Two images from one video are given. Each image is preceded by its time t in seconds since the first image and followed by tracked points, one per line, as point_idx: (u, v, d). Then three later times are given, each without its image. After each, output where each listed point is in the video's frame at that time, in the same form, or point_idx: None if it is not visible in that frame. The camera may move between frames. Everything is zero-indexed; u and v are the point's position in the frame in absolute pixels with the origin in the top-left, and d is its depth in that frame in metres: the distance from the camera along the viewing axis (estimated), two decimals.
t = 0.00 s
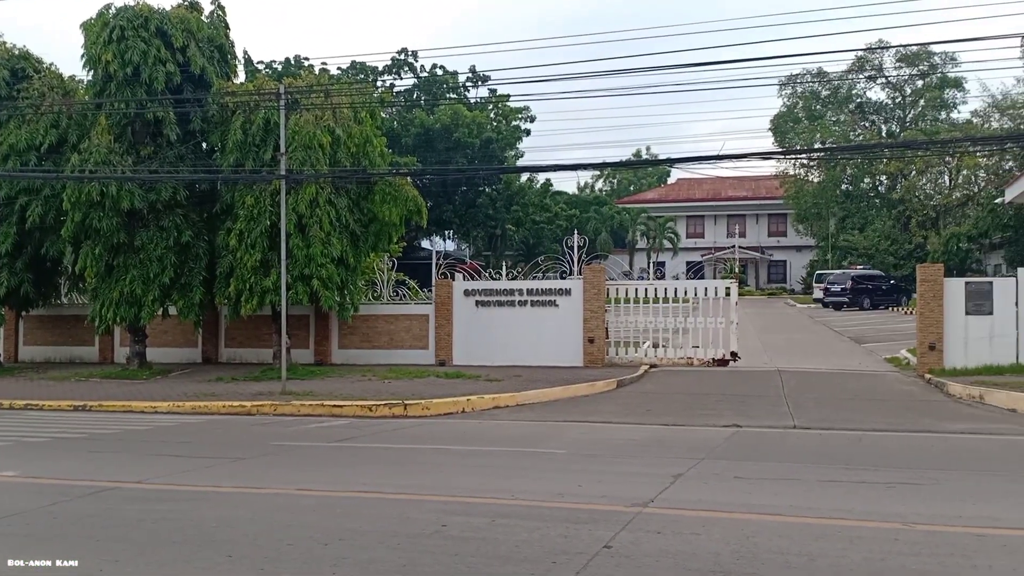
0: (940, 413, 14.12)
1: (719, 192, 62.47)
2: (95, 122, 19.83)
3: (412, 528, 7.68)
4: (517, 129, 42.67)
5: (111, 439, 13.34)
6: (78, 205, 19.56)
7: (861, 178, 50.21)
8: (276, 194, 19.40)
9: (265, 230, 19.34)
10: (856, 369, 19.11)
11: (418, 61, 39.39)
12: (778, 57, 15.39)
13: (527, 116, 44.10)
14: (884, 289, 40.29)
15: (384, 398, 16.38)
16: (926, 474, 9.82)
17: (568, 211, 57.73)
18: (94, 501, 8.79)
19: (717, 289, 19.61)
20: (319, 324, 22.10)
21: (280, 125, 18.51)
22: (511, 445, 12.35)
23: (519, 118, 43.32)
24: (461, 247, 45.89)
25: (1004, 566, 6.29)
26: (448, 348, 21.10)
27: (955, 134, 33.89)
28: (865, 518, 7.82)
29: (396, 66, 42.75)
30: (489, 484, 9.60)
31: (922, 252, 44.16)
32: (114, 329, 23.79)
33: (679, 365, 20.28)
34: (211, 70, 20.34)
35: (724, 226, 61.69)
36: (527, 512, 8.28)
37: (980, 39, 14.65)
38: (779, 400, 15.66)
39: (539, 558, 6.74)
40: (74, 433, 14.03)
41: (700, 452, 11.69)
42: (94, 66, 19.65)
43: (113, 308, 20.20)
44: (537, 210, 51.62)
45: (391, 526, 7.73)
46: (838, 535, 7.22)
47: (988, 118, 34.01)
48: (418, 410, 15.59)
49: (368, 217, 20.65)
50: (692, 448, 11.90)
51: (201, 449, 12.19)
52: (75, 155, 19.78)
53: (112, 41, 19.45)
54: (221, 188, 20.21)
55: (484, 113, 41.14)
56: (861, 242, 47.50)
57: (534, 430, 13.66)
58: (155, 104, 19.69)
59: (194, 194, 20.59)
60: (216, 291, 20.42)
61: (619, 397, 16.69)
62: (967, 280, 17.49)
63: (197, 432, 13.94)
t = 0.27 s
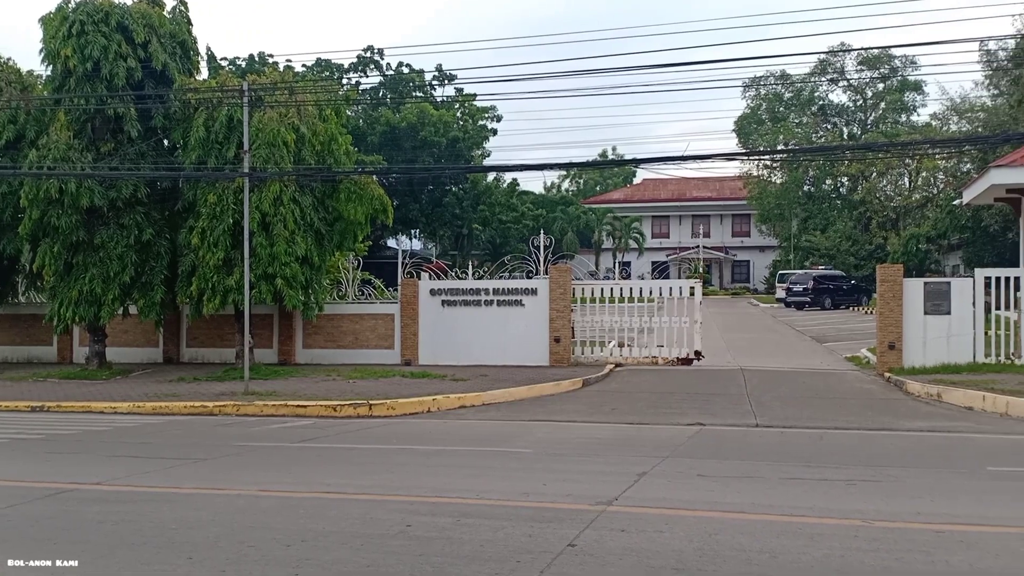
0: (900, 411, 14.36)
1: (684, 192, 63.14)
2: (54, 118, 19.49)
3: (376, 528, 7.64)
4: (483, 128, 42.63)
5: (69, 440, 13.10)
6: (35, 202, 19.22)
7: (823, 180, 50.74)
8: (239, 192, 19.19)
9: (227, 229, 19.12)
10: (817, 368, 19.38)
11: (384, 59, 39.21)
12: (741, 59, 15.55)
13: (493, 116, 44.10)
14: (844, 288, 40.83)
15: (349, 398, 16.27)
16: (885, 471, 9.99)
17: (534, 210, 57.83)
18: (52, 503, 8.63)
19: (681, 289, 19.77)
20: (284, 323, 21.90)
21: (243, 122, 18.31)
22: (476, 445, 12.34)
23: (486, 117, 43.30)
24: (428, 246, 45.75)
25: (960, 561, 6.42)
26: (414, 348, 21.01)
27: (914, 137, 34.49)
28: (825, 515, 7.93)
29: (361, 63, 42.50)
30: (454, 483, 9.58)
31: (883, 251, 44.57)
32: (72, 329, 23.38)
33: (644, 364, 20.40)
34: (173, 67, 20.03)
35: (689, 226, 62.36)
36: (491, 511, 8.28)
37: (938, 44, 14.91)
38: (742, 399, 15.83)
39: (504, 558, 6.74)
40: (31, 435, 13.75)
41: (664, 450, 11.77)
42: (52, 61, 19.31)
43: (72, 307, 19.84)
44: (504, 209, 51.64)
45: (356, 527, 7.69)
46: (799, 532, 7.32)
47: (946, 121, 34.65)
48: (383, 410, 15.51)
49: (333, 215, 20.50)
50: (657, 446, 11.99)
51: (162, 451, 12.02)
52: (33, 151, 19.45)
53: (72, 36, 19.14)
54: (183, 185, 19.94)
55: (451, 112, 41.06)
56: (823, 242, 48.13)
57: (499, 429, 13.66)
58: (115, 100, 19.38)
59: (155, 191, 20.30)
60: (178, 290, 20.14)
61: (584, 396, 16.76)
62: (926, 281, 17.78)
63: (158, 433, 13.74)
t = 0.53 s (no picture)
0: (858, 409, 14.59)
1: (649, 192, 63.53)
2: (9, 114, 19.13)
3: (338, 529, 7.59)
4: (448, 127, 42.55)
5: (24, 442, 12.82)
6: None
7: (784, 181, 51.25)
8: (199, 190, 18.94)
9: (188, 227, 18.86)
10: (779, 367, 19.62)
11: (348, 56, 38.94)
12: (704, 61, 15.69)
13: (459, 115, 44.03)
14: (805, 288, 41.38)
15: (312, 398, 16.13)
16: (843, 469, 10.14)
17: (499, 210, 57.84)
18: (6, 507, 8.44)
19: (645, 289, 19.89)
20: (245, 322, 21.66)
21: (204, 118, 18.07)
22: (440, 444, 12.31)
23: (451, 116, 43.20)
24: (393, 245, 45.56)
25: (916, 556, 6.53)
26: (377, 348, 20.90)
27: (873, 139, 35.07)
28: (785, 512, 8.02)
29: (325, 61, 42.16)
30: (417, 483, 9.53)
31: (842, 252, 45.03)
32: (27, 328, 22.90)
33: (609, 363, 20.50)
34: (132, 62, 19.70)
35: (653, 226, 62.79)
36: (454, 511, 8.26)
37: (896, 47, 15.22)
38: (705, 397, 15.97)
39: (467, 558, 6.72)
40: None
41: (627, 449, 11.85)
42: (8, 56, 18.96)
43: (28, 306, 19.45)
44: (469, 208, 51.59)
45: (317, 528, 7.62)
46: (760, 529, 7.40)
47: (905, 124, 35.27)
48: (346, 410, 15.41)
49: (296, 213, 20.32)
50: (620, 445, 12.04)
51: (120, 452, 11.81)
52: None
53: (29, 30, 18.85)
54: (142, 182, 19.61)
55: (416, 111, 40.89)
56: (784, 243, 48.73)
57: (463, 429, 13.64)
58: (73, 95, 19.01)
59: (114, 188, 19.96)
60: (137, 288, 19.82)
61: (549, 395, 16.80)
62: (884, 281, 18.07)
63: (116, 434, 13.50)
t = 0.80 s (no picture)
0: (818, 408, 14.80)
1: (613, 193, 63.88)
2: None
3: (299, 530, 7.52)
4: (413, 125, 42.40)
5: None
6: None
7: (746, 182, 51.76)
8: (159, 187, 18.66)
9: (147, 225, 18.59)
10: (740, 366, 19.84)
11: (311, 54, 38.63)
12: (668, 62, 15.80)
13: (424, 114, 43.90)
14: (766, 288, 41.88)
15: (275, 398, 15.97)
16: (803, 466, 10.27)
17: (464, 209, 57.76)
18: None
19: (609, 288, 19.98)
20: (206, 322, 21.38)
21: (164, 115, 17.81)
22: (404, 445, 12.25)
23: (416, 115, 43.05)
24: (357, 245, 45.30)
25: (873, 553, 6.64)
26: (341, 348, 20.76)
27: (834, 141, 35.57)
28: (745, 510, 8.11)
29: (288, 58, 41.76)
30: (379, 484, 9.47)
31: (802, 252, 45.57)
32: None
33: (573, 363, 20.57)
34: (90, 58, 19.38)
35: (618, 226, 63.13)
36: (417, 511, 8.23)
37: (856, 50, 15.46)
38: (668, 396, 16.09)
39: (429, 558, 6.70)
40: None
41: (590, 448, 11.90)
42: None
43: None
44: (434, 207, 51.47)
45: (278, 530, 7.55)
46: (721, 527, 7.47)
47: (864, 126, 35.83)
48: (309, 411, 15.27)
49: (257, 212, 20.10)
50: (583, 444, 12.09)
51: (76, 454, 11.59)
52: None
53: None
54: (100, 179, 19.27)
55: (380, 109, 40.68)
56: (746, 243, 49.28)
57: (427, 429, 13.59)
58: (29, 91, 18.62)
59: (71, 186, 19.60)
60: (95, 287, 19.48)
61: (513, 395, 16.81)
62: (843, 281, 18.34)
63: (72, 435, 13.24)
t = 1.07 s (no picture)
0: (779, 406, 14.96)
1: (578, 193, 64.11)
2: None
3: (259, 532, 7.43)
4: (378, 124, 42.17)
5: None
6: None
7: (709, 184, 52.20)
8: (117, 185, 18.35)
9: (105, 224, 18.28)
10: (703, 366, 20.00)
11: (274, 51, 38.24)
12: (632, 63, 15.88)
13: (389, 113, 43.71)
14: (729, 288, 42.27)
15: (236, 399, 15.78)
16: (765, 465, 10.37)
17: (430, 209, 57.59)
18: None
19: (574, 288, 20.00)
20: (165, 322, 21.06)
21: (122, 112, 17.53)
22: (367, 445, 12.17)
23: (380, 114, 42.82)
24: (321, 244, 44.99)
25: (832, 549, 6.72)
26: (304, 348, 20.56)
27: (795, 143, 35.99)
28: (707, 508, 8.16)
29: (251, 55, 41.29)
30: (343, 485, 9.40)
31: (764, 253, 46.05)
32: None
33: (538, 363, 20.59)
34: (47, 53, 19.05)
35: (583, 226, 63.36)
36: (379, 512, 8.17)
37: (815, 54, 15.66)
38: (631, 396, 16.17)
39: (391, 559, 6.65)
40: None
41: (554, 447, 11.91)
42: None
43: None
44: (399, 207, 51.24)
45: (238, 532, 7.44)
46: (683, 525, 7.51)
47: (825, 129, 36.29)
48: (270, 412, 15.10)
49: (218, 210, 19.81)
50: (547, 444, 12.09)
51: (30, 456, 11.34)
52: None
53: None
54: (57, 177, 18.91)
55: (344, 107, 40.38)
56: (710, 244, 49.72)
57: (390, 429, 13.51)
58: None
59: (27, 184, 19.21)
60: (51, 287, 19.10)
61: (478, 395, 16.78)
62: (804, 282, 18.56)
63: (26, 438, 12.96)
